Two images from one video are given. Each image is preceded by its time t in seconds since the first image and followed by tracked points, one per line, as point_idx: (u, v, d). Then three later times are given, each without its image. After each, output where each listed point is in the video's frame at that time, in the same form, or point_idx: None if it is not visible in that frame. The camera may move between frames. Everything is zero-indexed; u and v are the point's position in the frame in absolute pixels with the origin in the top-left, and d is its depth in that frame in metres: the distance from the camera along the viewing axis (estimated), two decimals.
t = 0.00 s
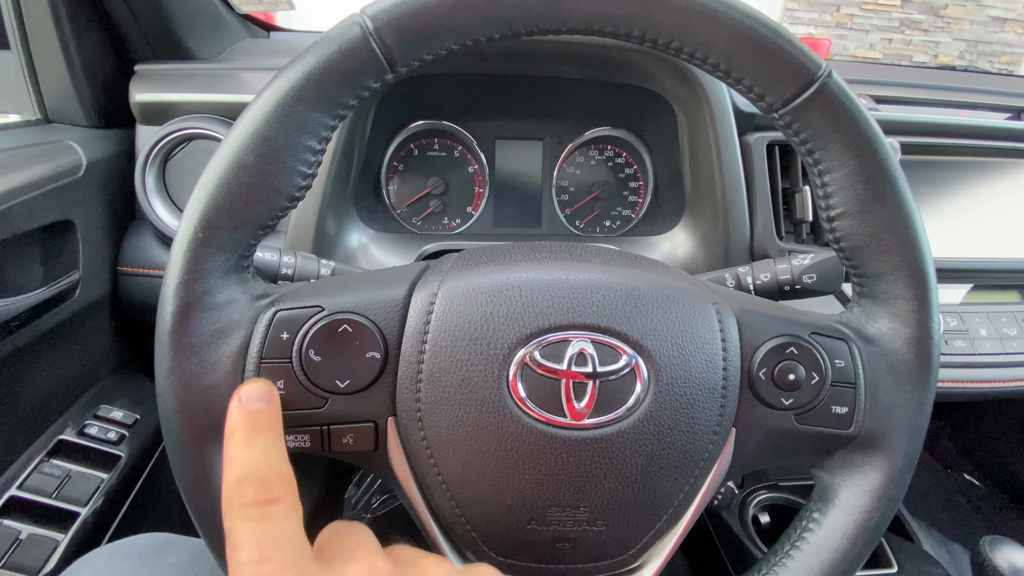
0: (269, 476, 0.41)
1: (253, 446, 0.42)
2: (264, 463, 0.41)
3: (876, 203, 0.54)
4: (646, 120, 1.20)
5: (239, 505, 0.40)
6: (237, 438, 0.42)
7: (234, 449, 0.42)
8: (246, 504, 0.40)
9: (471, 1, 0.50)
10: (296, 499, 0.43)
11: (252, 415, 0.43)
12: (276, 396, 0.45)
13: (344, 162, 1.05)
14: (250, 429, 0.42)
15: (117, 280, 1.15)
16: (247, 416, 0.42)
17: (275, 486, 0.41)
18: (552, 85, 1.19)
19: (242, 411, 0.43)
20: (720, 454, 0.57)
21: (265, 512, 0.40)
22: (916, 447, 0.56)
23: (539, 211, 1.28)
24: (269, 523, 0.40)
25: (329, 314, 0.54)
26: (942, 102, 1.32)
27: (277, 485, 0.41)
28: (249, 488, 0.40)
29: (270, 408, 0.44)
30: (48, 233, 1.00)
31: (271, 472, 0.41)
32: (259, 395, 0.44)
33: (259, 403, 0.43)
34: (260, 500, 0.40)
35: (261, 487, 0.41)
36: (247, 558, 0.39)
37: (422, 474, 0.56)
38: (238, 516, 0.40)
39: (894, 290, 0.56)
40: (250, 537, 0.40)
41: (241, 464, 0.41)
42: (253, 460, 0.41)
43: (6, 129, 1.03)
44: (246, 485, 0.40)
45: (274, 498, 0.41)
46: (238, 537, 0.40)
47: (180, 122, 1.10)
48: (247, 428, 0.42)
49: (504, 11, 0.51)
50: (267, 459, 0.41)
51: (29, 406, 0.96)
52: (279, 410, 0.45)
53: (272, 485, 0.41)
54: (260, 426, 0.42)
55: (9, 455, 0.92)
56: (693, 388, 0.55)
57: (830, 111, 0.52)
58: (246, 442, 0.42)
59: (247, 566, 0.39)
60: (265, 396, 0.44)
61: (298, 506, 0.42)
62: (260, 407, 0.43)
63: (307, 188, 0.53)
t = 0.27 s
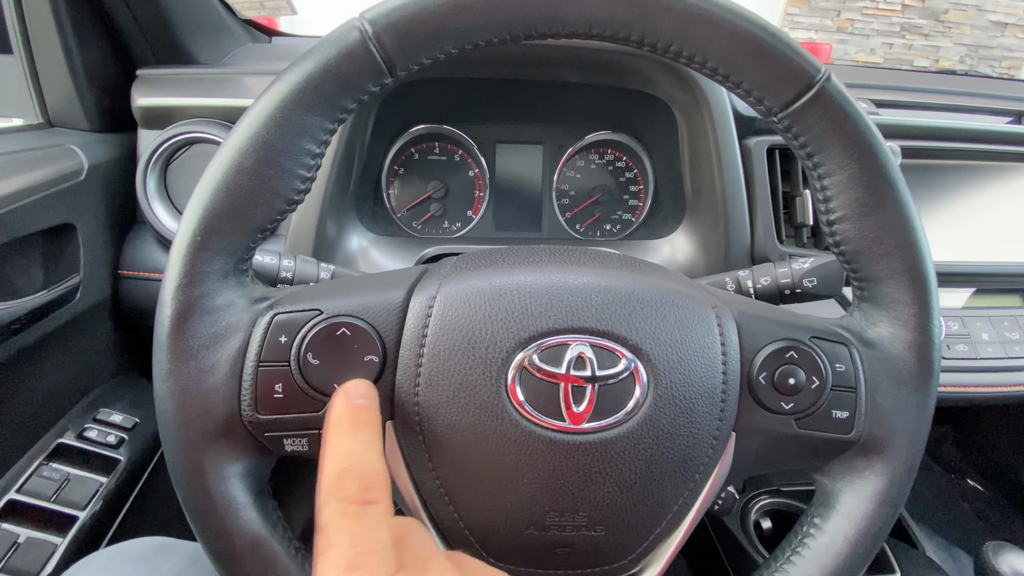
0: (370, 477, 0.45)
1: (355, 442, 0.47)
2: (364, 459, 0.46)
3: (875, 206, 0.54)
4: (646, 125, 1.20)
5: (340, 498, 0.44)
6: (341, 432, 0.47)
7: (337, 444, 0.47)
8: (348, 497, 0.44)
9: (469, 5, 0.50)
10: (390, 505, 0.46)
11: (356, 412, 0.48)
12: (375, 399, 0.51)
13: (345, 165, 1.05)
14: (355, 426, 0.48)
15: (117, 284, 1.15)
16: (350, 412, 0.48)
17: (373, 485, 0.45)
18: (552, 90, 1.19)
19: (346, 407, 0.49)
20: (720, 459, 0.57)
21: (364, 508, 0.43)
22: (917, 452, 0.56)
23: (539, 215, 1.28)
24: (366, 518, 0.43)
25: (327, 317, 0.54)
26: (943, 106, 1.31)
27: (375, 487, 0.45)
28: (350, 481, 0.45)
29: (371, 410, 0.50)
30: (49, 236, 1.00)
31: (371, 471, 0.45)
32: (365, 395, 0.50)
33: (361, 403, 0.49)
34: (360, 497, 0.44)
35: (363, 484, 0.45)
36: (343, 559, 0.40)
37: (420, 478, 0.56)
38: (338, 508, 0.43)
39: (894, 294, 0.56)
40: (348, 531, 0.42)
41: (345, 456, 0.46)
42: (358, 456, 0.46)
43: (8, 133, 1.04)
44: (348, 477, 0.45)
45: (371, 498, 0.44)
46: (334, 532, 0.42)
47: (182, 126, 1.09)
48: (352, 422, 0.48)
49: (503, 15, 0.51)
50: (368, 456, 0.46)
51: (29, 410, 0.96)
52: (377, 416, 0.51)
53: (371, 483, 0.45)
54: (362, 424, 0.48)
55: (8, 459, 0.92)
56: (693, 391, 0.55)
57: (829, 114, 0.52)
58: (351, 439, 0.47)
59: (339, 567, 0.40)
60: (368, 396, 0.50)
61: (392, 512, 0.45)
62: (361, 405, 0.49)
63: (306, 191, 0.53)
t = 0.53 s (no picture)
0: (390, 459, 0.45)
1: (375, 424, 0.47)
2: (385, 442, 0.46)
3: (871, 206, 0.54)
4: (645, 126, 1.20)
5: (360, 479, 0.44)
6: (361, 415, 0.47)
7: (357, 425, 0.47)
8: (367, 479, 0.44)
9: (467, 6, 0.50)
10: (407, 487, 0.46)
11: (377, 397, 0.49)
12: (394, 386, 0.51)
13: (344, 166, 1.05)
14: (376, 409, 0.48)
15: (116, 284, 1.15)
16: (371, 396, 0.48)
17: (393, 468, 0.45)
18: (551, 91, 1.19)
19: (367, 392, 0.49)
20: (718, 458, 0.57)
21: (384, 488, 0.44)
22: (913, 451, 0.56)
23: (538, 216, 1.29)
24: (386, 499, 0.44)
25: (325, 317, 0.54)
26: (941, 107, 1.32)
27: (395, 469, 0.45)
28: (371, 463, 0.45)
29: (391, 394, 0.50)
30: (48, 237, 1.00)
31: (391, 453, 0.46)
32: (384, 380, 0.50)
33: (381, 389, 0.50)
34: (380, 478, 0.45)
35: (383, 466, 0.45)
36: (363, 534, 0.42)
37: (417, 477, 0.56)
38: (358, 487, 0.44)
39: (890, 293, 0.56)
40: (368, 510, 0.43)
41: (365, 438, 0.46)
42: (379, 438, 0.46)
43: (9, 134, 1.04)
44: (369, 458, 0.45)
45: (391, 480, 0.45)
46: (355, 509, 0.43)
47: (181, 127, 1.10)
48: (373, 408, 0.48)
49: (500, 17, 0.51)
50: (389, 438, 0.47)
51: (28, 410, 0.96)
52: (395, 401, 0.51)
53: (391, 466, 0.45)
54: (383, 407, 0.48)
55: (7, 459, 0.92)
56: (690, 390, 0.55)
57: (825, 114, 0.52)
58: (373, 420, 0.47)
59: (359, 541, 0.42)
60: (387, 383, 0.50)
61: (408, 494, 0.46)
62: (382, 390, 0.49)
63: (304, 192, 0.54)
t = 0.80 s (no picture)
0: (343, 425, 0.43)
1: (324, 396, 0.45)
2: (335, 410, 0.44)
3: (868, 208, 0.54)
4: (643, 127, 1.20)
5: (312, 449, 0.41)
6: (309, 387, 0.45)
7: (308, 399, 0.45)
8: (319, 447, 0.41)
9: (465, 9, 0.50)
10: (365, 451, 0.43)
11: (325, 366, 0.47)
12: (344, 354, 0.49)
13: (343, 168, 1.05)
14: (323, 381, 0.46)
15: (116, 286, 1.15)
16: (318, 366, 0.46)
17: (346, 433, 0.42)
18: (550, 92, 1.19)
19: (314, 362, 0.47)
20: (716, 458, 0.57)
21: (338, 453, 0.41)
22: (911, 452, 0.56)
23: (537, 217, 1.29)
24: (342, 463, 0.41)
25: (324, 318, 0.54)
26: (939, 109, 1.32)
27: (349, 434, 0.43)
28: (322, 432, 0.42)
29: (340, 367, 0.48)
30: (48, 238, 1.00)
31: (343, 420, 0.43)
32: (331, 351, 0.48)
33: (329, 357, 0.48)
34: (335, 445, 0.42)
35: (336, 433, 0.42)
36: (321, 498, 0.39)
37: (416, 478, 0.56)
38: (312, 457, 0.41)
39: (887, 294, 0.56)
40: (324, 477, 0.40)
41: (313, 410, 0.44)
42: (328, 408, 0.44)
43: (9, 135, 1.04)
44: (319, 429, 0.42)
45: (347, 444, 0.42)
46: (310, 476, 0.40)
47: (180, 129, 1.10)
48: (320, 378, 0.46)
49: (499, 19, 0.51)
50: (339, 406, 0.44)
51: (27, 411, 0.96)
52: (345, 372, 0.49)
53: (343, 432, 0.42)
54: (330, 380, 0.46)
55: (5, 460, 0.92)
56: (687, 390, 0.55)
57: (822, 116, 0.53)
58: (319, 393, 0.45)
59: (319, 505, 0.39)
60: (334, 351, 0.49)
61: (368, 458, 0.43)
62: (329, 359, 0.47)
63: (303, 193, 0.54)
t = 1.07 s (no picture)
0: (340, 467, 0.43)
1: (318, 439, 0.44)
2: (331, 453, 0.43)
3: (868, 211, 0.54)
4: (644, 130, 1.20)
5: (311, 495, 0.42)
6: (302, 432, 0.44)
7: (301, 444, 0.44)
8: (319, 493, 0.42)
9: (465, 13, 0.50)
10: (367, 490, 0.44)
11: (314, 412, 0.45)
12: (332, 396, 0.48)
13: (344, 171, 1.05)
14: (314, 424, 0.45)
15: (116, 289, 1.15)
16: (308, 412, 0.45)
17: (345, 475, 0.42)
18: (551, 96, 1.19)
19: (303, 409, 0.46)
20: (716, 462, 0.57)
21: (339, 498, 0.41)
22: (912, 456, 0.56)
23: (538, 220, 1.29)
24: (344, 508, 0.41)
25: (323, 321, 0.54)
26: (940, 111, 1.32)
27: (349, 475, 0.43)
28: (320, 479, 0.42)
29: (331, 405, 0.47)
30: (49, 241, 1.00)
31: (339, 462, 0.43)
32: (317, 392, 0.47)
33: (317, 402, 0.46)
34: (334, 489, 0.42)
35: (334, 476, 0.42)
36: (328, 546, 0.41)
37: (416, 482, 0.56)
38: (312, 503, 0.41)
39: (888, 298, 0.56)
40: (328, 523, 0.41)
41: (309, 455, 0.43)
42: (323, 452, 0.43)
43: (10, 139, 1.04)
44: (317, 475, 0.42)
45: (347, 486, 0.42)
46: (315, 523, 0.41)
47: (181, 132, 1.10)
48: (311, 423, 0.45)
49: (499, 23, 0.51)
50: (333, 449, 0.43)
51: (27, 414, 0.96)
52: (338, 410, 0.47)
53: (342, 474, 0.42)
54: (321, 421, 0.45)
55: (5, 463, 0.92)
56: (688, 394, 0.55)
57: (821, 119, 0.53)
58: (313, 436, 0.44)
59: (328, 551, 0.41)
60: (322, 394, 0.47)
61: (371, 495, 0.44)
62: (318, 403, 0.46)
63: (302, 196, 0.54)
